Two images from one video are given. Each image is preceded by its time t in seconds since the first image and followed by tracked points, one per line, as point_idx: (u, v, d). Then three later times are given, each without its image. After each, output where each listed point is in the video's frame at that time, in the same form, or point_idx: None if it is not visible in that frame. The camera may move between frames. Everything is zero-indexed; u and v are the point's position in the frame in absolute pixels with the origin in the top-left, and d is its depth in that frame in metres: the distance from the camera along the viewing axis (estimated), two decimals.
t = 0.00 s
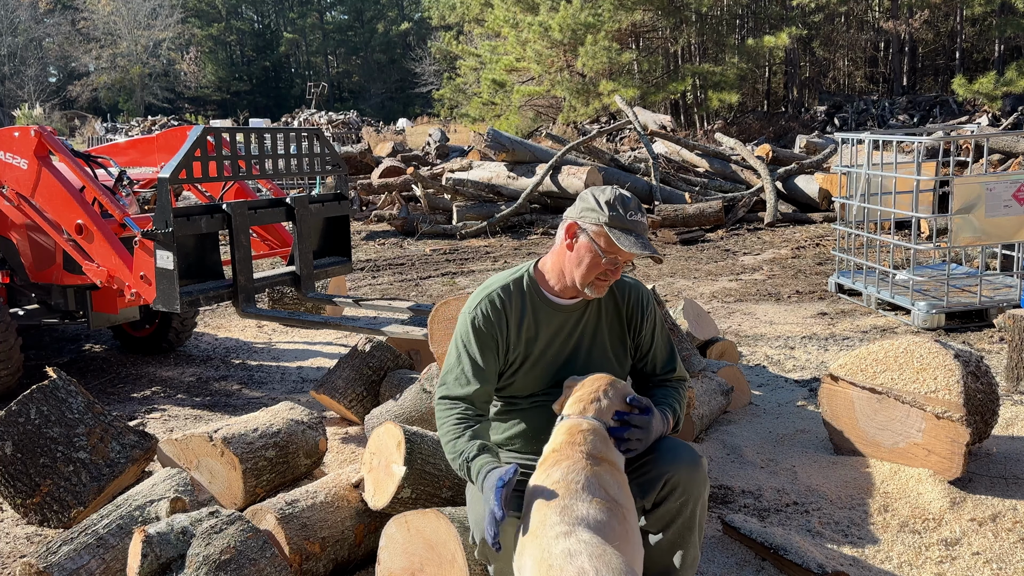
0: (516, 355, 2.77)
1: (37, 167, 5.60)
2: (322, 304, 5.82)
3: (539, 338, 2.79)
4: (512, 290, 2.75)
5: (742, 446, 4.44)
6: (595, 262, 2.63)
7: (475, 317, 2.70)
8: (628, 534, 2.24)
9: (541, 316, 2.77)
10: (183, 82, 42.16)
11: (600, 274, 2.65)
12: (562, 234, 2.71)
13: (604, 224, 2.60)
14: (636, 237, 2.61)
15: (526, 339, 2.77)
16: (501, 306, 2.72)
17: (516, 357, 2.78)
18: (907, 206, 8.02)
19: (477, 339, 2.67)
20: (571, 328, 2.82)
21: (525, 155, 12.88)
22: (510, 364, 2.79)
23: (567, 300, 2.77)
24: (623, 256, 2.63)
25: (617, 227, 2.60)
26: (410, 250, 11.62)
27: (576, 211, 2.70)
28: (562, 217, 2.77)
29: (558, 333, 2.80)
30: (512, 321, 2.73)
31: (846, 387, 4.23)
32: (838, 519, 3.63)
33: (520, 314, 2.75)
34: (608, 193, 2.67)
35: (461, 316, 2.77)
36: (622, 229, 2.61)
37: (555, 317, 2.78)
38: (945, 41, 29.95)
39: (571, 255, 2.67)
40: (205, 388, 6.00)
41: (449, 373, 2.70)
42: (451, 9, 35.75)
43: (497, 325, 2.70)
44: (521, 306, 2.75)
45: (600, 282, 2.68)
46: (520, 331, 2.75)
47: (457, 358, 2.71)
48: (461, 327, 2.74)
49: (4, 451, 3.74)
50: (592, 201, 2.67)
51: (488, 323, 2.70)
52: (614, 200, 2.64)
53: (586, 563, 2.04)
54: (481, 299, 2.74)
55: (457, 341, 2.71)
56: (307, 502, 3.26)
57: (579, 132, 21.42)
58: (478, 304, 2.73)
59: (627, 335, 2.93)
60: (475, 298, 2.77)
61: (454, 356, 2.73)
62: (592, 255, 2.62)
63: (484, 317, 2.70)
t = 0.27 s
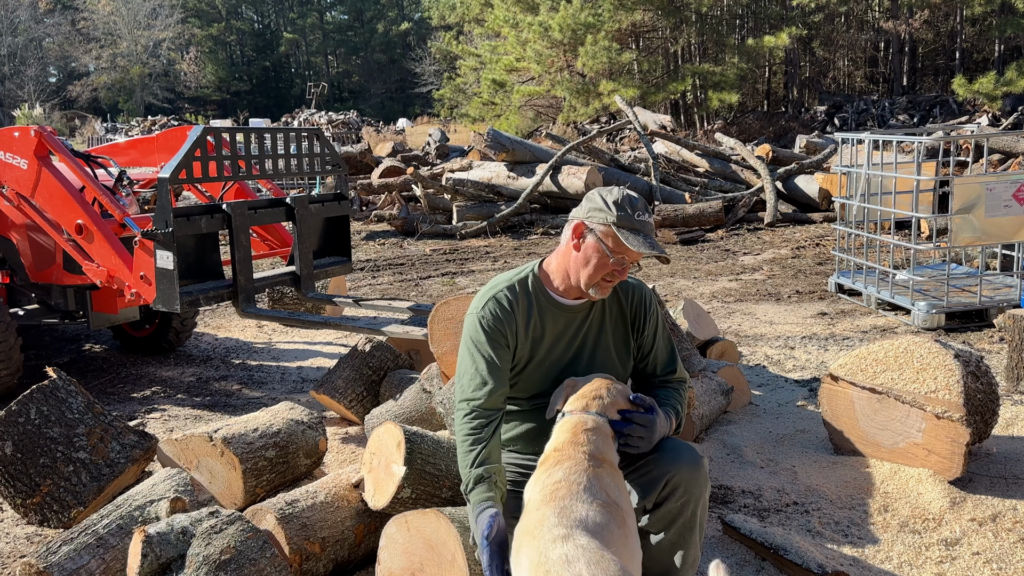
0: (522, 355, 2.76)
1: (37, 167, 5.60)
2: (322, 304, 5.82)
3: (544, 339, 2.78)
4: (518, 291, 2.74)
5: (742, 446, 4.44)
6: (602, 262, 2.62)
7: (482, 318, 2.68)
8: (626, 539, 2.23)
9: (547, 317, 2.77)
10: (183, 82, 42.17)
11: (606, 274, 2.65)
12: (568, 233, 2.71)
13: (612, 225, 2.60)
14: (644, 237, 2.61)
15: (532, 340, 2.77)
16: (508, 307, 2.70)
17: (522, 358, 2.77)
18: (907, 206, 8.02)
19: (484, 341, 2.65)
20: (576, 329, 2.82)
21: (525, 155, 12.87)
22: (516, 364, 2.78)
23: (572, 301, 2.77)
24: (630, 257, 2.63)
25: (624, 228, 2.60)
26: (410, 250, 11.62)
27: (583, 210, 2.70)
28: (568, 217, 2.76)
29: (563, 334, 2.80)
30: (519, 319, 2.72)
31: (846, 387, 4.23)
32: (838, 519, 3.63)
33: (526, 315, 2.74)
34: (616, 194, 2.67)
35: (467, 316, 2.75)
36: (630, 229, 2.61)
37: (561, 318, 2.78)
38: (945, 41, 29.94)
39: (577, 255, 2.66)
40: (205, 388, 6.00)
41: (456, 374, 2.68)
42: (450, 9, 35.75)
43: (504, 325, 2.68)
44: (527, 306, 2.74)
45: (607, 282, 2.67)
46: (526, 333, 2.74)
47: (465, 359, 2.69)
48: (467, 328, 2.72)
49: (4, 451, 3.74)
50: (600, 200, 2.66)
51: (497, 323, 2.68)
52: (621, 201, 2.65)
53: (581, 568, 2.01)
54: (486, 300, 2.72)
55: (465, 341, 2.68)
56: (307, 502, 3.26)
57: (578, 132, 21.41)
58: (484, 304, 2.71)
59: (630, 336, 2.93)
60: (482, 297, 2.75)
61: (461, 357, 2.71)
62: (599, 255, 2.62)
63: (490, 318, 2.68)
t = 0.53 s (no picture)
0: (522, 356, 2.76)
1: (37, 167, 5.60)
2: (321, 304, 5.82)
3: (544, 340, 2.78)
4: (517, 292, 2.73)
5: (742, 446, 4.43)
6: (602, 265, 2.62)
7: (482, 319, 2.67)
8: (631, 529, 2.22)
9: (547, 318, 2.77)
10: (183, 82, 42.18)
11: (606, 278, 2.64)
12: (567, 237, 2.71)
13: (612, 228, 2.59)
14: (643, 241, 2.60)
15: (531, 341, 2.76)
16: (508, 308, 2.70)
17: (522, 358, 2.76)
18: (907, 206, 8.02)
19: (484, 342, 2.64)
20: (575, 330, 2.82)
21: (525, 155, 12.87)
22: (516, 365, 2.77)
23: (571, 303, 2.77)
24: (629, 260, 2.62)
25: (624, 231, 2.59)
26: (410, 250, 11.62)
27: (583, 214, 2.70)
28: (567, 219, 2.76)
29: (562, 335, 2.80)
30: (518, 321, 2.71)
31: (846, 387, 4.23)
32: (838, 519, 3.63)
33: (526, 316, 2.73)
34: (616, 197, 2.67)
35: (466, 317, 2.74)
36: (630, 233, 2.60)
37: (560, 319, 2.78)
38: (945, 41, 29.95)
39: (576, 257, 2.65)
40: (205, 388, 6.00)
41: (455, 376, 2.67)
42: (450, 9, 35.76)
43: (504, 327, 2.67)
44: (526, 308, 2.73)
45: (606, 285, 2.67)
46: (525, 333, 2.74)
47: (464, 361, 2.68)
48: (467, 329, 2.71)
49: (4, 451, 3.74)
50: (600, 204, 2.66)
51: (496, 325, 2.67)
52: (621, 205, 2.64)
53: (570, 565, 2.04)
54: (485, 301, 2.72)
55: (464, 343, 2.68)
56: (307, 502, 3.26)
57: (578, 132, 21.41)
58: (483, 306, 2.70)
59: (629, 338, 2.94)
60: (481, 299, 2.74)
61: (461, 358, 2.70)
62: (599, 258, 2.61)
63: (490, 319, 2.67)
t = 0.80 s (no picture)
0: (520, 355, 2.76)
1: (37, 167, 5.60)
2: (321, 304, 5.81)
3: (542, 339, 2.78)
4: (516, 291, 2.73)
5: (742, 447, 4.43)
6: (599, 265, 2.62)
7: (480, 318, 2.67)
8: (631, 527, 2.23)
9: (545, 318, 2.77)
10: (183, 82, 42.19)
11: (603, 277, 2.64)
12: (566, 237, 2.70)
13: (610, 227, 2.59)
14: (641, 241, 2.59)
15: (529, 339, 2.76)
16: (506, 307, 2.70)
17: (520, 357, 2.77)
18: (907, 206, 8.02)
19: (483, 340, 2.64)
20: (574, 329, 2.82)
21: (525, 155, 12.87)
22: (514, 364, 2.77)
23: (569, 302, 2.76)
24: (627, 260, 2.62)
25: (622, 231, 2.59)
26: (410, 250, 11.62)
27: (581, 214, 2.69)
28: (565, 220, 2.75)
29: (560, 334, 2.80)
30: (517, 319, 2.72)
31: (846, 387, 4.23)
32: (838, 519, 3.63)
33: (524, 315, 2.73)
34: (614, 198, 2.67)
35: (465, 316, 2.74)
36: (628, 233, 2.60)
37: (558, 318, 2.78)
38: (945, 41, 29.95)
39: (575, 257, 2.65)
40: (204, 388, 6.00)
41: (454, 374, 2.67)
42: (450, 9, 35.76)
43: (503, 325, 2.67)
44: (524, 307, 2.73)
45: (603, 285, 2.67)
46: (524, 331, 2.74)
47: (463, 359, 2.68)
48: (465, 327, 2.71)
49: (4, 451, 3.74)
50: (598, 203, 2.66)
51: (494, 324, 2.67)
52: (619, 205, 2.64)
53: (554, 555, 2.09)
54: (484, 300, 2.72)
55: (462, 341, 2.68)
56: (307, 502, 3.26)
57: (578, 132, 21.41)
58: (482, 305, 2.70)
59: (628, 338, 2.94)
60: (479, 297, 2.75)
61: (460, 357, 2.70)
62: (597, 258, 2.61)
63: (488, 318, 2.67)
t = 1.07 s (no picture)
0: (517, 353, 2.77)
1: (37, 167, 5.60)
2: (321, 304, 5.81)
3: (540, 337, 2.78)
4: (514, 288, 2.75)
5: (742, 447, 4.43)
6: (597, 264, 2.62)
7: (477, 314, 2.69)
8: (635, 529, 2.22)
9: (543, 316, 2.77)
10: (183, 82, 42.20)
11: (602, 276, 2.64)
12: (565, 236, 2.71)
13: (608, 227, 2.59)
14: (639, 241, 2.59)
15: (527, 336, 2.76)
16: (502, 303, 2.71)
17: (516, 355, 2.77)
18: (908, 206, 8.02)
19: (480, 336, 2.66)
20: (572, 328, 2.82)
21: (525, 155, 12.87)
22: (512, 361, 2.78)
23: (567, 301, 2.77)
24: (625, 260, 2.62)
25: (620, 230, 2.59)
26: (410, 250, 11.62)
27: (580, 214, 2.70)
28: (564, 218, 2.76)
29: (559, 333, 2.80)
30: (514, 317, 2.73)
31: (846, 387, 4.23)
32: (838, 519, 3.63)
33: (521, 312, 2.74)
34: (613, 197, 2.67)
35: (462, 312, 2.76)
36: (626, 232, 2.60)
37: (556, 316, 2.78)
38: (945, 41, 29.94)
39: (573, 256, 2.65)
40: (205, 388, 6.00)
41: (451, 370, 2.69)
42: (450, 10, 35.75)
43: (498, 322, 2.69)
44: (521, 304, 2.74)
45: (601, 284, 2.67)
46: (520, 329, 2.74)
47: (461, 355, 2.69)
48: (463, 324, 2.73)
49: (4, 451, 3.74)
50: (597, 203, 2.66)
51: (490, 321, 2.68)
52: (618, 204, 2.64)
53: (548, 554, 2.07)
54: (481, 296, 2.73)
55: (459, 337, 2.70)
56: (307, 502, 3.26)
57: (578, 132, 21.40)
58: (479, 301, 2.72)
59: (627, 338, 2.94)
60: (477, 293, 2.76)
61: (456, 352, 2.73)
62: (595, 256, 2.61)
63: (485, 314, 2.69)
